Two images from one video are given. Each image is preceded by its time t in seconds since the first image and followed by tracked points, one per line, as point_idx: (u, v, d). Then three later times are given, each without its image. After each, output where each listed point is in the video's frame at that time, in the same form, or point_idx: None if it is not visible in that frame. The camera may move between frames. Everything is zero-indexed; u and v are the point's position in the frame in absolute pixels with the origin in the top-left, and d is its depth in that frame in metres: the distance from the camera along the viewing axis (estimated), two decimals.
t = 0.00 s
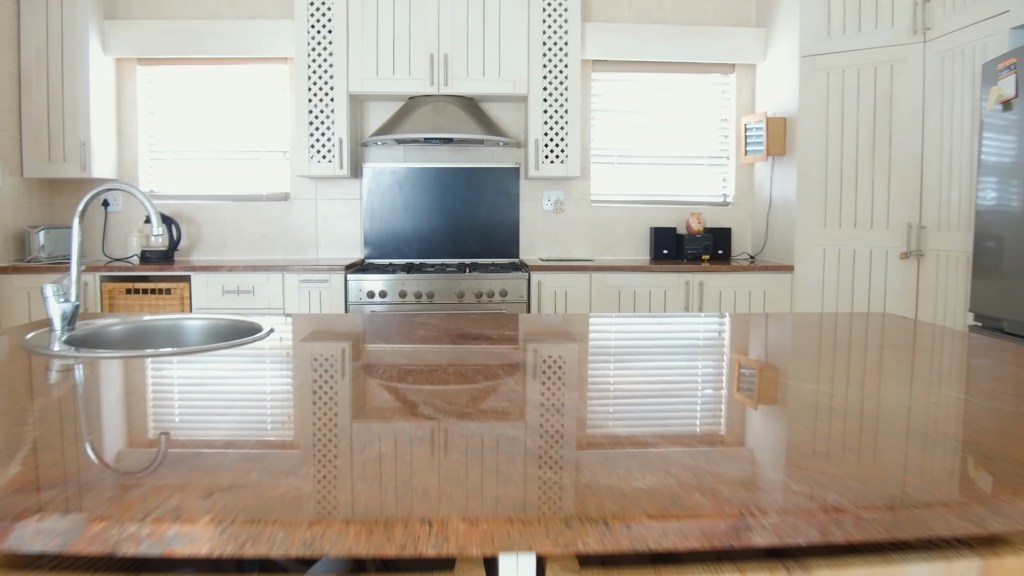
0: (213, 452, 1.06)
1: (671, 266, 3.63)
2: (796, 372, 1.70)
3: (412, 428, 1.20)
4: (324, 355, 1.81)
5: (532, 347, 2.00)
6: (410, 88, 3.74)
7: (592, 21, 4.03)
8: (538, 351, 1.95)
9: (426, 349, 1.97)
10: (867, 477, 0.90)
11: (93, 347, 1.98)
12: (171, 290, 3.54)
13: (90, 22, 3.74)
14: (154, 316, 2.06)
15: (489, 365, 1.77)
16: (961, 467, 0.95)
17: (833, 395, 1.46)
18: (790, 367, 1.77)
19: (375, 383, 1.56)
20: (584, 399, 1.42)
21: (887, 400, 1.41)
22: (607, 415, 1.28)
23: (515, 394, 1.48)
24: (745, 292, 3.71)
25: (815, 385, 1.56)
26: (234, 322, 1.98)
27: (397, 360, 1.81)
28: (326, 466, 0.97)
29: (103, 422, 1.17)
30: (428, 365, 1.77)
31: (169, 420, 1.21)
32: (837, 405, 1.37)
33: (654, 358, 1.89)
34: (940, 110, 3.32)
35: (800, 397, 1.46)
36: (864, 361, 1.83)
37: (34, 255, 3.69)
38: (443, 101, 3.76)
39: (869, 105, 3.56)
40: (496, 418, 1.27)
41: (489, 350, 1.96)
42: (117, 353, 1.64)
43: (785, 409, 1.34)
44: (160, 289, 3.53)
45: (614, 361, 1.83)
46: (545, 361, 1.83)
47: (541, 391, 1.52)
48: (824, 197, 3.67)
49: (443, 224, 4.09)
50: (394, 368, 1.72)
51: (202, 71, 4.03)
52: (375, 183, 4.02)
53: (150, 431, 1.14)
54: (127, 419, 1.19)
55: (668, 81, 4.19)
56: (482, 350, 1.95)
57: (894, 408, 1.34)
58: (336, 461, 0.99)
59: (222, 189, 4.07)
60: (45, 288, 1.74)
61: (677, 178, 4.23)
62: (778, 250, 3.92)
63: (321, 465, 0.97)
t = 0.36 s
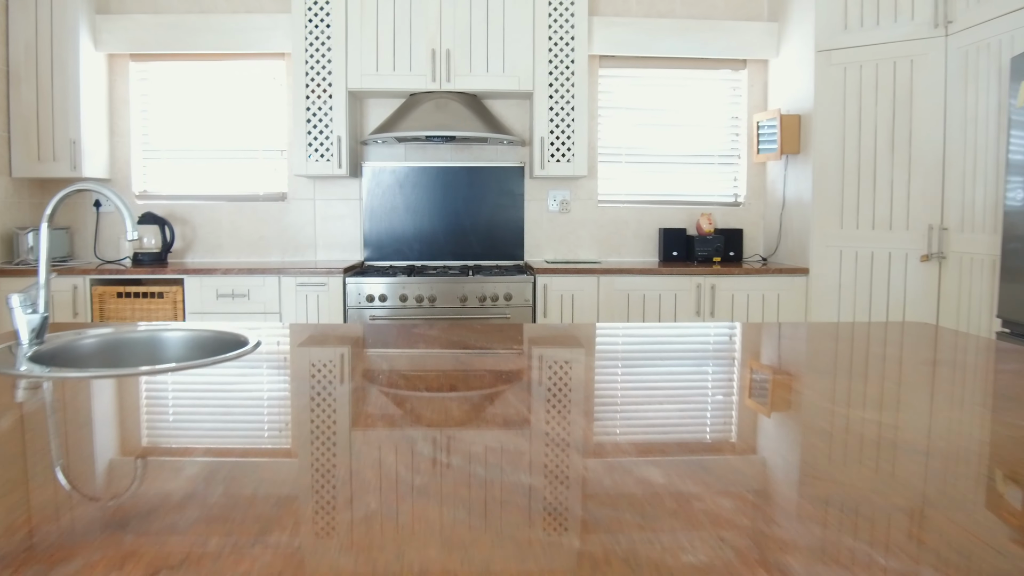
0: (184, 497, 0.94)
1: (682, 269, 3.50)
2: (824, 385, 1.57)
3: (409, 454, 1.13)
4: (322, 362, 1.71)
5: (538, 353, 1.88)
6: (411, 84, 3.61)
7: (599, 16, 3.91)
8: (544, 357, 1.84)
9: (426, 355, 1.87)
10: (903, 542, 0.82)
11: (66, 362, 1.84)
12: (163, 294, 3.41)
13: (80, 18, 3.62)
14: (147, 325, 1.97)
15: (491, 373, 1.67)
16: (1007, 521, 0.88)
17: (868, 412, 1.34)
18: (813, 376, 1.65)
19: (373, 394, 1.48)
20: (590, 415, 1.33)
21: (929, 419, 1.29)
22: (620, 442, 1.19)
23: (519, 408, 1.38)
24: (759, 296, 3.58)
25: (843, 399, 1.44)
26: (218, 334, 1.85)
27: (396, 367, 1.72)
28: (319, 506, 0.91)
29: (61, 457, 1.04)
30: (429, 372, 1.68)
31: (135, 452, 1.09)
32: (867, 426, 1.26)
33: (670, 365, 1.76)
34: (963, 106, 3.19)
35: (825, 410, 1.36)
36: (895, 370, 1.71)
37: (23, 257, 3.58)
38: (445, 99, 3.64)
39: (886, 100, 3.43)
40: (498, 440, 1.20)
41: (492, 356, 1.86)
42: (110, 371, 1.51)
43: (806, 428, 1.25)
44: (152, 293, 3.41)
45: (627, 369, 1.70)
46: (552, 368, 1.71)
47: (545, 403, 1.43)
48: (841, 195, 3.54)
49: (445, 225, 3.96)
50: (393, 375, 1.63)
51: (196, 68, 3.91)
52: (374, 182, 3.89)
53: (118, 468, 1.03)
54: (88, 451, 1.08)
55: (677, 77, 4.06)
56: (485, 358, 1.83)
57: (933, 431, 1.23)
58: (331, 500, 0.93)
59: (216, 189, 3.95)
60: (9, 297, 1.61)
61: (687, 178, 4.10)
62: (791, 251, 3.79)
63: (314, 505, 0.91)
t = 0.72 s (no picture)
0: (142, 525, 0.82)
1: (691, 271, 3.37)
2: (855, 392, 1.44)
3: (407, 465, 1.01)
4: (320, 367, 1.60)
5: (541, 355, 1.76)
6: (410, 79, 3.48)
7: (605, 9, 3.78)
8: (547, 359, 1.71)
9: (420, 358, 1.74)
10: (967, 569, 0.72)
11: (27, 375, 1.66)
12: (153, 297, 3.28)
13: (66, 12, 3.48)
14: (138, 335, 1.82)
15: (488, 379, 1.54)
16: None
17: (908, 423, 1.22)
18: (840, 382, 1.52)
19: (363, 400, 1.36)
20: (593, 421, 1.22)
21: (980, 434, 1.17)
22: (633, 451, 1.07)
23: (521, 414, 1.27)
24: (771, 299, 3.45)
25: (876, 409, 1.32)
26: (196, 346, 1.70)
27: (387, 371, 1.59)
28: (317, 532, 0.79)
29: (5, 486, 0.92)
30: (421, 377, 1.56)
31: (93, 476, 0.97)
32: (906, 435, 1.15)
33: (686, 371, 1.63)
34: (986, 101, 3.06)
35: (854, 418, 1.24)
36: (928, 378, 1.58)
37: (7, 260, 3.44)
38: (445, 94, 3.50)
39: (905, 96, 3.29)
40: (503, 447, 1.09)
41: (489, 358, 1.74)
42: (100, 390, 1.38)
43: (835, 437, 1.14)
44: (140, 296, 3.28)
45: (639, 375, 1.57)
46: (555, 371, 1.59)
47: (547, 407, 1.32)
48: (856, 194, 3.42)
49: (445, 225, 3.83)
50: (383, 381, 1.51)
51: (188, 63, 3.77)
52: (371, 181, 3.76)
53: (59, 495, 0.89)
54: (34, 475, 0.95)
55: (685, 73, 3.93)
56: (486, 361, 1.70)
57: (986, 446, 1.10)
58: (328, 523, 0.81)
59: (210, 189, 3.82)
60: None
61: (695, 177, 3.96)
62: (804, 252, 3.66)
63: (311, 532, 0.79)
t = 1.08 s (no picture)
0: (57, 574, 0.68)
1: (698, 272, 3.23)
2: (894, 397, 1.30)
3: (371, 519, 0.77)
4: (309, 373, 1.46)
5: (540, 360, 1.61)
6: (405, 71, 3.33)
7: None
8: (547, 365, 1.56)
9: (405, 363, 1.59)
10: None
11: None
12: (137, 298, 3.14)
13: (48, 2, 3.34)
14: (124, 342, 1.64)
15: (472, 392, 1.34)
16: None
17: (959, 434, 1.08)
18: (866, 385, 1.38)
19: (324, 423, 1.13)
20: (594, 446, 1.01)
21: None
22: (642, 472, 0.91)
23: (517, 427, 1.11)
24: (781, 300, 3.30)
25: (918, 417, 1.18)
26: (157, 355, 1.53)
27: (370, 374, 1.45)
28: (306, 536, 0.74)
29: None
30: (394, 389, 1.35)
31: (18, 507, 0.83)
32: (958, 445, 1.02)
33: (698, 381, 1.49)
34: (1008, 93, 2.92)
35: (892, 428, 1.10)
36: (964, 385, 1.44)
37: None
38: (441, 87, 3.36)
39: (923, 89, 3.14)
40: (494, 487, 0.87)
41: (482, 363, 1.58)
42: (89, 402, 1.21)
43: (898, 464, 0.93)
44: (124, 298, 3.14)
45: (651, 382, 1.43)
46: (554, 377, 1.44)
47: (540, 427, 1.11)
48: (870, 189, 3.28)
49: (442, 224, 3.69)
50: (347, 397, 1.29)
51: (176, 55, 3.63)
52: (365, 178, 3.63)
53: None
54: None
55: (692, 65, 3.78)
56: (480, 366, 1.56)
57: None
58: (320, 525, 0.76)
59: (198, 186, 3.68)
60: None
61: (701, 174, 3.82)
62: (815, 252, 3.52)
63: (301, 535, 0.74)
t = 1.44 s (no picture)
0: None
1: (710, 274, 3.07)
2: (947, 405, 1.15)
3: (356, 571, 0.61)
4: (305, 377, 1.29)
5: (545, 366, 1.41)
6: (401, 64, 3.18)
7: None
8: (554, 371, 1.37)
9: (392, 369, 1.38)
10: None
11: None
12: (121, 302, 3.00)
13: None
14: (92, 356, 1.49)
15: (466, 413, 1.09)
16: None
17: None
18: (908, 393, 1.24)
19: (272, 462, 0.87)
20: (626, 498, 0.74)
21: None
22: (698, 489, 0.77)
23: (530, 439, 0.95)
24: (796, 302, 3.15)
25: (986, 420, 1.04)
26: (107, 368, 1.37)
27: (357, 381, 1.27)
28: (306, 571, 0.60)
29: None
30: (372, 411, 1.10)
31: None
32: None
33: (724, 380, 1.32)
34: None
35: (960, 437, 0.95)
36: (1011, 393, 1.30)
37: None
38: (440, 80, 3.21)
39: (946, 81, 2.99)
40: (485, 566, 0.61)
41: (480, 370, 1.37)
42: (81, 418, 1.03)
43: None
44: (108, 301, 2.99)
45: (673, 385, 1.26)
46: (557, 383, 1.28)
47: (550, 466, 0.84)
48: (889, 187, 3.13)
49: (441, 224, 3.53)
50: (313, 423, 1.04)
51: (164, 47, 3.49)
52: (361, 176, 3.47)
53: None
54: None
55: (701, 59, 3.63)
56: (476, 370, 1.37)
57: None
58: (324, 556, 0.62)
59: (187, 185, 3.53)
60: None
61: (710, 171, 3.67)
62: (831, 253, 3.36)
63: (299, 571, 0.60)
